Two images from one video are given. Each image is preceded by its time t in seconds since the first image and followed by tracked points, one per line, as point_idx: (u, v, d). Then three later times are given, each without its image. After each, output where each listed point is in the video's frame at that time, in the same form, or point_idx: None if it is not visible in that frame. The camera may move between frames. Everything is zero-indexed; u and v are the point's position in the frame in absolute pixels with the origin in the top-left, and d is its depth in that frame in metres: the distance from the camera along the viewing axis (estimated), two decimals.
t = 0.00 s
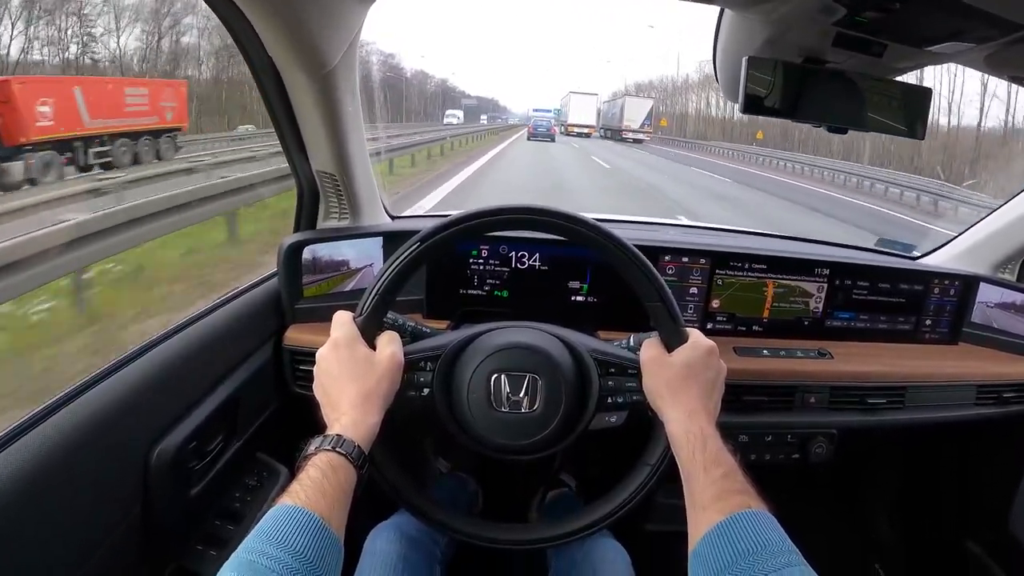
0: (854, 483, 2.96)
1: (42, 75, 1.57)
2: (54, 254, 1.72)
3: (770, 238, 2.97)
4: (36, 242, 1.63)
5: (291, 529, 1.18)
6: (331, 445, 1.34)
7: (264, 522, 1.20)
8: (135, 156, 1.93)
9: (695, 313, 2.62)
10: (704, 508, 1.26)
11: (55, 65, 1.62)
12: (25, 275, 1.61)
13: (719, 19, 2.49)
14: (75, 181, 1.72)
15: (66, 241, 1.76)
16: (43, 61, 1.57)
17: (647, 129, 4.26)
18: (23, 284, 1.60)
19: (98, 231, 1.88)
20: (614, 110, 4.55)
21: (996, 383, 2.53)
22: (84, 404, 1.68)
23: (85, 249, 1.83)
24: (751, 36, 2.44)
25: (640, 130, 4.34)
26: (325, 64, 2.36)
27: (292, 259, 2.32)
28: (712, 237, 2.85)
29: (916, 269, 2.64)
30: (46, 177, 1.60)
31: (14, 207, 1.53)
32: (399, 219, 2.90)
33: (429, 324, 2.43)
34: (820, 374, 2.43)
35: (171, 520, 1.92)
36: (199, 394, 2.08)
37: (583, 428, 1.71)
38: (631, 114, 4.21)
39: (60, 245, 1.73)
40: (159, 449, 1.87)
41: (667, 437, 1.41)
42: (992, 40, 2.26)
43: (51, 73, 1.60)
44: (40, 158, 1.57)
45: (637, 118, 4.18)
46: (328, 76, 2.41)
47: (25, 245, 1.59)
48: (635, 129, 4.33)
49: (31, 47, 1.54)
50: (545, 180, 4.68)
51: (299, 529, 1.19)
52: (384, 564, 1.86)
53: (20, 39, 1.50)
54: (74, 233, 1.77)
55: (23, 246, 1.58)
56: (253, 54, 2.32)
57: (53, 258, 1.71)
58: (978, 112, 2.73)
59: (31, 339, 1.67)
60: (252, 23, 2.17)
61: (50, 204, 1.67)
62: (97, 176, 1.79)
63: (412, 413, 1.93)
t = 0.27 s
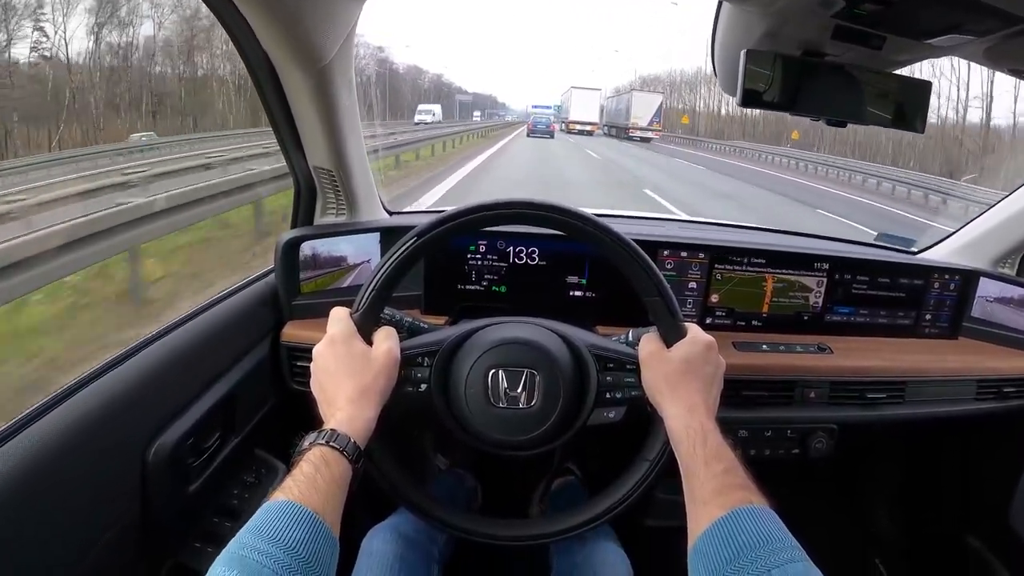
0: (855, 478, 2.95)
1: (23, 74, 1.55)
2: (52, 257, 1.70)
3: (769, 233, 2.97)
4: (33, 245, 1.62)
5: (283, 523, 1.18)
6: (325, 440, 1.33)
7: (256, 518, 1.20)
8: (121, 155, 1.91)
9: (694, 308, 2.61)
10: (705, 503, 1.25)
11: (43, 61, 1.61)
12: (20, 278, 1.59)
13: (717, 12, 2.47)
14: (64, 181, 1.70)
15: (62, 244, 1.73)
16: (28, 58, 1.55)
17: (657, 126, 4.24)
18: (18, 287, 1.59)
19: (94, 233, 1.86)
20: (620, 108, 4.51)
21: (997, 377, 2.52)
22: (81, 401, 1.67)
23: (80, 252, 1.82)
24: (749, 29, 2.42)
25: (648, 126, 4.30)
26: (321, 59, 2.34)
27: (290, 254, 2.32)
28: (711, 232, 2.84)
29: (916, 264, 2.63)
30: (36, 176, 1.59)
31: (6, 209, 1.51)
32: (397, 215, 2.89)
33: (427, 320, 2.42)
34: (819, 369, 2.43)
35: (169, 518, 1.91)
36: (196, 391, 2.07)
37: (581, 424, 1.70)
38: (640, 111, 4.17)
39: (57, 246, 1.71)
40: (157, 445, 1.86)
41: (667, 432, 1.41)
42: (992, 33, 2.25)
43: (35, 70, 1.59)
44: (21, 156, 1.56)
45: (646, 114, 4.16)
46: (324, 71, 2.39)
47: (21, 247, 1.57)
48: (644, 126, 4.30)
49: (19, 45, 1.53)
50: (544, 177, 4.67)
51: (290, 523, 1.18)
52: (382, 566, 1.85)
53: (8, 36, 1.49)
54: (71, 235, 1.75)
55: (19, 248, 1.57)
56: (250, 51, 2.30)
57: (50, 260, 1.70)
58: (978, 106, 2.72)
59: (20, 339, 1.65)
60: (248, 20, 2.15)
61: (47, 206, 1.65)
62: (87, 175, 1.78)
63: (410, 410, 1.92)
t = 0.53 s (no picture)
0: (849, 474, 2.97)
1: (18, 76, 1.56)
2: (51, 258, 1.71)
3: (767, 233, 2.98)
4: (32, 246, 1.62)
5: (284, 519, 1.19)
6: (325, 438, 1.35)
7: (257, 514, 1.21)
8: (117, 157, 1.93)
9: (691, 307, 2.63)
10: (702, 500, 1.27)
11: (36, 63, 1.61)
12: (21, 279, 1.59)
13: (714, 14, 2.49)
14: (62, 183, 1.71)
15: (61, 244, 1.74)
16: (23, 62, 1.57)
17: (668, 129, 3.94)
18: (19, 289, 1.59)
19: (93, 233, 1.87)
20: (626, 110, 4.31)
21: (993, 376, 2.54)
22: (83, 401, 1.69)
23: (79, 253, 1.83)
24: (746, 30, 2.43)
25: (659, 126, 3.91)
26: (320, 62, 2.34)
27: (290, 256, 2.32)
28: (708, 232, 2.85)
29: (912, 263, 2.64)
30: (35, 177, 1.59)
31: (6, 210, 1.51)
32: (397, 215, 2.91)
33: (426, 319, 2.44)
34: (816, 368, 2.44)
35: (170, 517, 1.92)
36: (198, 390, 2.09)
37: (579, 423, 1.72)
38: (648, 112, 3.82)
39: (56, 246, 1.72)
40: (159, 444, 1.88)
41: (664, 431, 1.42)
42: (988, 34, 2.26)
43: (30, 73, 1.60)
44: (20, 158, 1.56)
45: (657, 115, 3.77)
46: (323, 74, 2.39)
47: (21, 248, 1.58)
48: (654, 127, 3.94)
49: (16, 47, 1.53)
50: (543, 177, 4.69)
51: (291, 519, 1.20)
52: (382, 566, 1.86)
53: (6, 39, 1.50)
54: (70, 234, 1.76)
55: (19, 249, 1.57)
56: (251, 55, 2.31)
57: (50, 261, 1.70)
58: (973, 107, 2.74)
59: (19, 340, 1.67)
60: (248, 25, 2.15)
61: (45, 206, 1.66)
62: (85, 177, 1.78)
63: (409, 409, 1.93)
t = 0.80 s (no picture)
0: (849, 473, 2.97)
1: (19, 76, 1.56)
2: (51, 260, 1.71)
3: (766, 230, 2.98)
4: (32, 248, 1.63)
5: (281, 514, 1.20)
6: (323, 434, 1.35)
7: (255, 509, 1.22)
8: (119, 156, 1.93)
9: (690, 305, 2.63)
10: (698, 499, 1.27)
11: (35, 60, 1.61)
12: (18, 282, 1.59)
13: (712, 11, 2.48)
14: (62, 181, 1.72)
15: (62, 245, 1.74)
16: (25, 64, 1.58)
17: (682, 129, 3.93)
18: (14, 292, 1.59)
19: (94, 235, 1.88)
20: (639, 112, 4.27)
21: (993, 374, 2.54)
22: (82, 398, 1.69)
23: (80, 254, 1.83)
24: (744, 27, 2.43)
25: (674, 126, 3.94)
26: (317, 60, 2.34)
27: (287, 253, 2.33)
28: (707, 229, 2.85)
29: (911, 261, 2.64)
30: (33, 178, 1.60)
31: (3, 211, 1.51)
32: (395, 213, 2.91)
33: (425, 317, 2.44)
34: (815, 365, 2.44)
35: (169, 515, 1.93)
36: (198, 387, 2.09)
37: (576, 420, 1.72)
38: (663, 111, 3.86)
39: (56, 248, 1.72)
40: (159, 442, 1.88)
41: (661, 431, 1.43)
42: (986, 31, 2.26)
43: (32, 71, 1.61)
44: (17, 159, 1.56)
45: (671, 115, 3.81)
46: (321, 71, 2.39)
47: (17, 251, 1.58)
48: (668, 127, 3.96)
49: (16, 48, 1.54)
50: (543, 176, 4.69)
51: (289, 514, 1.20)
52: (381, 564, 1.86)
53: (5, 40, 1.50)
54: (70, 236, 1.77)
55: (16, 251, 1.57)
56: (250, 53, 2.32)
57: (50, 262, 1.71)
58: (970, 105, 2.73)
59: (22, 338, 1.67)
60: (247, 23, 2.15)
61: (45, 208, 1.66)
62: (81, 177, 1.79)
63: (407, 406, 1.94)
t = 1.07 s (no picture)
0: (851, 474, 2.97)
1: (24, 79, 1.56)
2: (52, 261, 1.70)
3: (768, 231, 2.99)
4: (31, 250, 1.61)
5: (288, 513, 1.20)
6: (330, 434, 1.36)
7: (262, 508, 1.22)
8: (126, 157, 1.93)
9: (693, 306, 2.64)
10: (704, 501, 1.28)
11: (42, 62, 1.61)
12: (17, 284, 1.58)
13: (716, 13, 2.48)
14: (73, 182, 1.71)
15: (66, 246, 1.74)
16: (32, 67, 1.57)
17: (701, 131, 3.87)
18: (13, 295, 1.58)
19: (98, 236, 1.87)
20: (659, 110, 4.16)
21: (994, 375, 2.54)
22: (88, 401, 1.70)
23: (81, 255, 1.82)
24: (747, 30, 2.43)
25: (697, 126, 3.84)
26: (325, 62, 2.34)
27: (292, 254, 2.34)
28: (710, 230, 2.86)
29: (913, 262, 2.65)
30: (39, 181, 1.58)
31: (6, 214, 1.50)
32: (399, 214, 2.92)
33: (429, 318, 2.45)
34: (818, 366, 2.45)
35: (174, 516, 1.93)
36: (202, 389, 2.10)
37: (581, 422, 1.72)
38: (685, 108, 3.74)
39: (60, 249, 1.72)
40: (164, 444, 1.89)
41: (667, 432, 1.43)
42: (989, 34, 2.26)
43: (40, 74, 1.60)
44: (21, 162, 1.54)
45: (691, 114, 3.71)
46: (327, 73, 2.39)
47: (17, 254, 1.57)
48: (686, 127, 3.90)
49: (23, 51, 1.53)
50: (545, 176, 4.70)
51: (296, 514, 1.20)
52: (385, 565, 1.87)
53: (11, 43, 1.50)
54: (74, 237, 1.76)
55: (15, 253, 1.56)
56: (254, 54, 2.32)
57: (54, 264, 1.71)
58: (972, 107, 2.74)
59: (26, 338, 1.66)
60: (253, 23, 2.15)
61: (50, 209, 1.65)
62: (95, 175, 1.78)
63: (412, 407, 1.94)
